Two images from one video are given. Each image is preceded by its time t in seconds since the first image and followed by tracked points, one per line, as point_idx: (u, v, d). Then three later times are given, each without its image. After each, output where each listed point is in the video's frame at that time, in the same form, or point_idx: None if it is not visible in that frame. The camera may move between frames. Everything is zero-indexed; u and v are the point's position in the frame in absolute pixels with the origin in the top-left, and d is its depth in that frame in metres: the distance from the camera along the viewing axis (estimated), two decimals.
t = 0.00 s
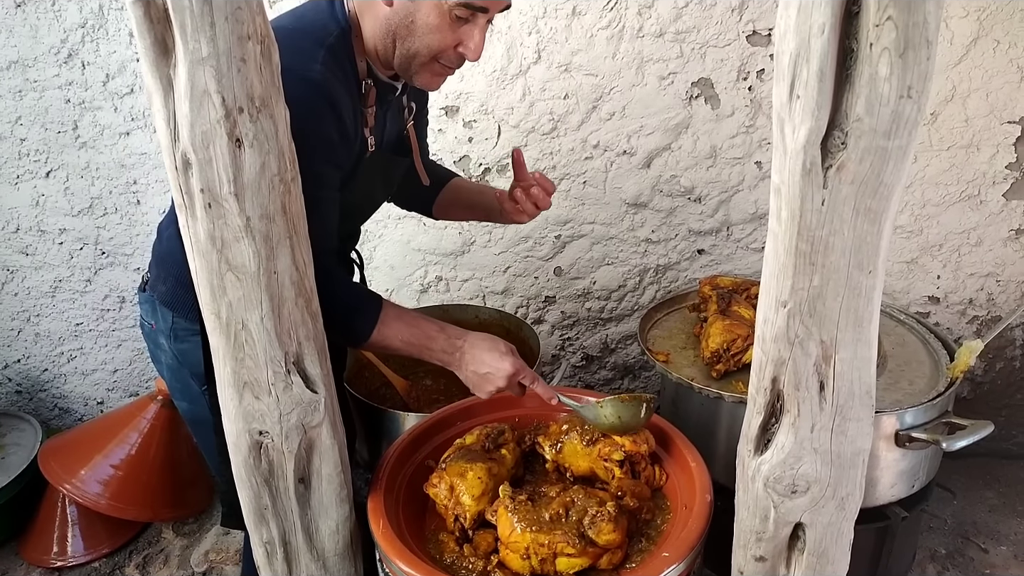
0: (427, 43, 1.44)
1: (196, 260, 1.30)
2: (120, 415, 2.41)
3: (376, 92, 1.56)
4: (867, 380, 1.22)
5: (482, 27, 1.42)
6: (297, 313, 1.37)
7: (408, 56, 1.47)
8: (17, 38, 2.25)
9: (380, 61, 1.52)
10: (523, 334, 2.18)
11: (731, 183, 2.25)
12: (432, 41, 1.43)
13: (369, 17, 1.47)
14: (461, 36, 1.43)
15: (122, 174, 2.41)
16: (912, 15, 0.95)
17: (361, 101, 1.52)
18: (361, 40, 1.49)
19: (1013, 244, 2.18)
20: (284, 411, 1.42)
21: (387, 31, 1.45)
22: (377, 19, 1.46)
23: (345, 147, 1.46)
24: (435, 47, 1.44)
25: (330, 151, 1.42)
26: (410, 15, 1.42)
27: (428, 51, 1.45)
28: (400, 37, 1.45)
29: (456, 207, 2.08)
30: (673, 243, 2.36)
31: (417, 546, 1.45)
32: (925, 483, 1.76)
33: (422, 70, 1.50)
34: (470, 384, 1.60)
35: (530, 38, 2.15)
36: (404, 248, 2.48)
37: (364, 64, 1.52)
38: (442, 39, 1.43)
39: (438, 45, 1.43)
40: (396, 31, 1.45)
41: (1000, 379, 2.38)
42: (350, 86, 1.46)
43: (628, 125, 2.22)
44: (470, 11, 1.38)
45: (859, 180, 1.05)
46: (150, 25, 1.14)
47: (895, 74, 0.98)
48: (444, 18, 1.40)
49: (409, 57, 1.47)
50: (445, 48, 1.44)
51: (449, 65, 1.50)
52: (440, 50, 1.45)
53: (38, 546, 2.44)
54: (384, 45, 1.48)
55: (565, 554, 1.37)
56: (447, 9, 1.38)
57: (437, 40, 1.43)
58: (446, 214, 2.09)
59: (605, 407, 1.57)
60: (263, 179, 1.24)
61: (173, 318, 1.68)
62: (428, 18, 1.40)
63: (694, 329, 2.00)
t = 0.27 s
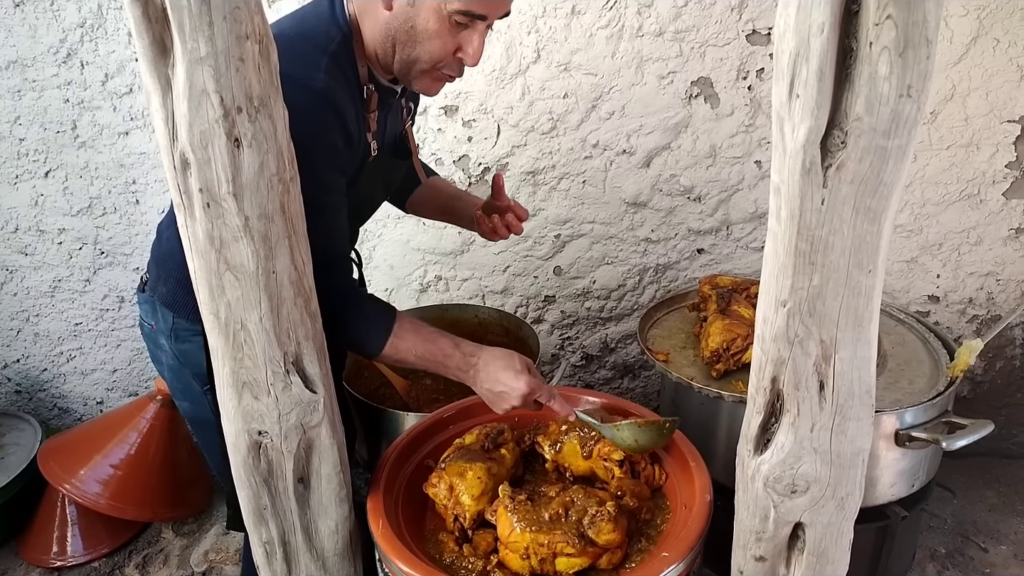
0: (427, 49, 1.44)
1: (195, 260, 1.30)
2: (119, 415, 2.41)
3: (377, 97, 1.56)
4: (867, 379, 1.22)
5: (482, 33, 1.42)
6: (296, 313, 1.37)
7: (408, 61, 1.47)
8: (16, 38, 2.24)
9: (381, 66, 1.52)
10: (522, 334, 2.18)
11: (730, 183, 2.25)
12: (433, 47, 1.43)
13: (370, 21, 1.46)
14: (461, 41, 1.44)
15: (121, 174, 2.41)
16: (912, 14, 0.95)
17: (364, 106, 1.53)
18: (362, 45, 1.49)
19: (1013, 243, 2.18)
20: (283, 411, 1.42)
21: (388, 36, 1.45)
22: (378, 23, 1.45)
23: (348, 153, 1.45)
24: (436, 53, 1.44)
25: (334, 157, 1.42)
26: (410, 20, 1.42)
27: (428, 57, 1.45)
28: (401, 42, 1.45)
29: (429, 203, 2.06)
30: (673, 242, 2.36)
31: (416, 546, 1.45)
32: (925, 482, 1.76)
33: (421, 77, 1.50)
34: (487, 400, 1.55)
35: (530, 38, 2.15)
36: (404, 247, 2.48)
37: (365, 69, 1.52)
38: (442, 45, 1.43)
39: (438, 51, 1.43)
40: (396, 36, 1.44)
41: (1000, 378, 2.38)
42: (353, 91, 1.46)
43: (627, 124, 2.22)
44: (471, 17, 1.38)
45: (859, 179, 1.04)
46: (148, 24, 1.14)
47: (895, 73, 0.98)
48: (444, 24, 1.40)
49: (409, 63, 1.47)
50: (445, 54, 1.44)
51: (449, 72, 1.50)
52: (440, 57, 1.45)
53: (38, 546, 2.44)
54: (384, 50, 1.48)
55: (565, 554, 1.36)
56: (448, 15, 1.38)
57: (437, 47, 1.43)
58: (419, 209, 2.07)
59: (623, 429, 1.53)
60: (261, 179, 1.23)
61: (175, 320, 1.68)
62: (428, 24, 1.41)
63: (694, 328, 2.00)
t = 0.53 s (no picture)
0: (417, 47, 1.44)
1: (197, 256, 1.30)
2: (120, 411, 2.42)
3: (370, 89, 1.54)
4: (868, 378, 1.22)
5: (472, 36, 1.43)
6: (298, 309, 1.37)
7: (397, 56, 1.47)
8: (18, 34, 2.24)
9: (371, 60, 1.50)
10: (523, 331, 2.17)
11: (732, 180, 2.24)
12: (423, 46, 1.43)
13: (362, 15, 1.45)
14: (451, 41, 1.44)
15: (123, 170, 2.41)
16: (916, 11, 0.94)
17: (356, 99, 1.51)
18: (353, 38, 1.48)
19: (1016, 241, 2.18)
20: (284, 407, 1.43)
21: (379, 31, 1.44)
22: (370, 18, 1.44)
23: (337, 145, 1.48)
24: (425, 51, 1.44)
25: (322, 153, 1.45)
26: (401, 18, 1.40)
27: (417, 54, 1.45)
28: (391, 38, 1.44)
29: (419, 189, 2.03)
30: (675, 239, 2.36)
31: (418, 543, 1.46)
32: (926, 480, 1.76)
33: (409, 72, 1.50)
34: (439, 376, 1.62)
35: (532, 34, 2.14)
36: (405, 244, 2.48)
37: (357, 62, 1.51)
38: (432, 45, 1.43)
39: (427, 50, 1.44)
40: (387, 32, 1.44)
41: (1002, 376, 2.37)
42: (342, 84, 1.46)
43: (629, 121, 2.22)
44: (462, 22, 1.37)
45: (862, 177, 1.04)
46: (150, 20, 1.13)
47: (898, 70, 0.97)
48: (435, 25, 1.39)
49: (398, 58, 1.47)
50: (434, 53, 1.44)
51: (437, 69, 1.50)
52: (429, 55, 1.45)
53: (40, 541, 2.45)
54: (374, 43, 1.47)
55: (566, 551, 1.37)
56: (439, 17, 1.38)
57: (426, 45, 1.43)
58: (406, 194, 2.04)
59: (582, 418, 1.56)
60: (263, 175, 1.23)
61: (172, 315, 1.67)
62: (420, 23, 1.40)
63: (695, 326, 2.00)
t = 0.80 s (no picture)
0: (394, 35, 1.44)
1: (196, 256, 1.30)
2: (119, 410, 2.42)
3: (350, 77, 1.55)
4: (867, 378, 1.22)
5: (451, 24, 1.43)
6: (297, 309, 1.37)
7: (375, 45, 1.47)
8: (17, 33, 2.24)
9: (351, 48, 1.51)
10: (522, 331, 2.17)
11: (732, 180, 2.24)
12: (401, 34, 1.43)
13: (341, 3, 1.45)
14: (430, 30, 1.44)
15: (122, 170, 2.41)
16: (915, 12, 0.95)
17: (335, 86, 1.53)
18: (332, 27, 1.48)
19: (1015, 241, 2.18)
20: (283, 407, 1.43)
21: (357, 19, 1.44)
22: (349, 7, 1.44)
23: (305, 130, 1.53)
24: (403, 39, 1.44)
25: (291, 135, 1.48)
26: (378, 6, 1.40)
27: (396, 42, 1.45)
28: (369, 26, 1.44)
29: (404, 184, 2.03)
30: (674, 240, 2.36)
31: (417, 543, 1.46)
32: (925, 481, 1.76)
33: (388, 61, 1.50)
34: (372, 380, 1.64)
35: (531, 34, 2.14)
36: (404, 244, 2.48)
37: (337, 50, 1.51)
38: (410, 32, 1.42)
39: (405, 38, 1.44)
40: (365, 20, 1.44)
41: (1001, 376, 2.37)
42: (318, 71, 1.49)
43: (629, 122, 2.22)
44: (440, 8, 1.38)
45: (860, 178, 1.04)
46: (149, 20, 1.13)
47: (897, 71, 0.97)
48: (413, 12, 1.39)
49: (376, 47, 1.48)
50: (412, 41, 1.44)
51: (416, 58, 1.50)
52: (407, 43, 1.45)
53: (39, 541, 2.45)
54: (353, 31, 1.47)
55: (564, 552, 1.37)
56: (417, 4, 1.38)
57: (404, 33, 1.43)
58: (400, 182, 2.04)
59: (493, 415, 1.61)
60: (262, 176, 1.24)
61: (162, 309, 1.70)
62: (397, 10, 1.39)
63: (694, 326, 2.00)
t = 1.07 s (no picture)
0: (372, 29, 1.44)
1: (194, 256, 1.30)
2: (117, 410, 2.42)
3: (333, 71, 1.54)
4: (865, 378, 1.22)
5: (428, 16, 1.43)
6: (295, 310, 1.37)
7: (356, 41, 1.48)
8: (15, 34, 2.24)
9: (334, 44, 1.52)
10: (520, 331, 2.17)
11: (730, 180, 2.24)
12: (378, 27, 1.43)
13: None
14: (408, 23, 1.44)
15: (121, 171, 2.41)
16: (912, 12, 0.95)
17: (320, 78, 1.53)
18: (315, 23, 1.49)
19: (1013, 241, 2.18)
20: (282, 408, 1.43)
21: (337, 15, 1.45)
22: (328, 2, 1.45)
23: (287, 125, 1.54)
24: (380, 33, 1.44)
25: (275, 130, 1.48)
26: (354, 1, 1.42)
27: (375, 37, 1.45)
28: (347, 22, 1.45)
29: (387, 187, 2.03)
30: (673, 239, 2.36)
31: (415, 543, 1.46)
32: (924, 480, 1.76)
33: (370, 57, 1.50)
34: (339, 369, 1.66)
35: (530, 34, 2.14)
36: (403, 244, 2.48)
37: (320, 45, 1.51)
38: (388, 25, 1.43)
39: (383, 31, 1.44)
40: (343, 16, 1.45)
41: (999, 376, 2.38)
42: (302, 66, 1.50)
43: (627, 121, 2.22)
44: None
45: (858, 177, 1.04)
46: (146, 21, 1.13)
47: (894, 71, 0.97)
48: (388, 5, 1.40)
49: (357, 43, 1.48)
50: (390, 35, 1.44)
51: (398, 53, 1.50)
52: (386, 37, 1.45)
53: (38, 541, 2.45)
54: (334, 28, 1.48)
55: (563, 551, 1.37)
56: None
57: (382, 27, 1.43)
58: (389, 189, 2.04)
59: (470, 409, 1.63)
60: (260, 176, 1.23)
61: (156, 307, 1.70)
62: (372, 5, 1.40)
63: (693, 326, 2.00)
